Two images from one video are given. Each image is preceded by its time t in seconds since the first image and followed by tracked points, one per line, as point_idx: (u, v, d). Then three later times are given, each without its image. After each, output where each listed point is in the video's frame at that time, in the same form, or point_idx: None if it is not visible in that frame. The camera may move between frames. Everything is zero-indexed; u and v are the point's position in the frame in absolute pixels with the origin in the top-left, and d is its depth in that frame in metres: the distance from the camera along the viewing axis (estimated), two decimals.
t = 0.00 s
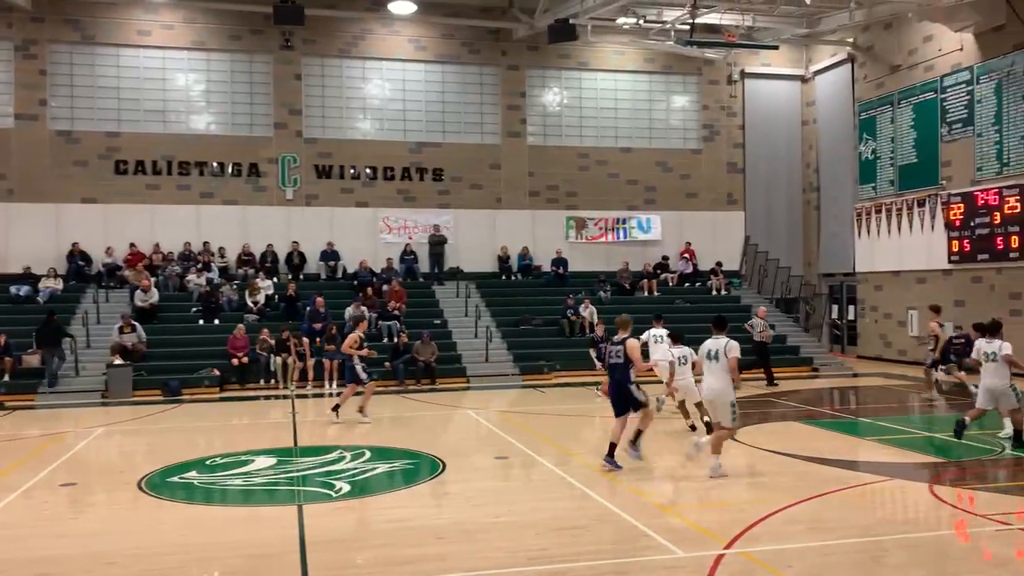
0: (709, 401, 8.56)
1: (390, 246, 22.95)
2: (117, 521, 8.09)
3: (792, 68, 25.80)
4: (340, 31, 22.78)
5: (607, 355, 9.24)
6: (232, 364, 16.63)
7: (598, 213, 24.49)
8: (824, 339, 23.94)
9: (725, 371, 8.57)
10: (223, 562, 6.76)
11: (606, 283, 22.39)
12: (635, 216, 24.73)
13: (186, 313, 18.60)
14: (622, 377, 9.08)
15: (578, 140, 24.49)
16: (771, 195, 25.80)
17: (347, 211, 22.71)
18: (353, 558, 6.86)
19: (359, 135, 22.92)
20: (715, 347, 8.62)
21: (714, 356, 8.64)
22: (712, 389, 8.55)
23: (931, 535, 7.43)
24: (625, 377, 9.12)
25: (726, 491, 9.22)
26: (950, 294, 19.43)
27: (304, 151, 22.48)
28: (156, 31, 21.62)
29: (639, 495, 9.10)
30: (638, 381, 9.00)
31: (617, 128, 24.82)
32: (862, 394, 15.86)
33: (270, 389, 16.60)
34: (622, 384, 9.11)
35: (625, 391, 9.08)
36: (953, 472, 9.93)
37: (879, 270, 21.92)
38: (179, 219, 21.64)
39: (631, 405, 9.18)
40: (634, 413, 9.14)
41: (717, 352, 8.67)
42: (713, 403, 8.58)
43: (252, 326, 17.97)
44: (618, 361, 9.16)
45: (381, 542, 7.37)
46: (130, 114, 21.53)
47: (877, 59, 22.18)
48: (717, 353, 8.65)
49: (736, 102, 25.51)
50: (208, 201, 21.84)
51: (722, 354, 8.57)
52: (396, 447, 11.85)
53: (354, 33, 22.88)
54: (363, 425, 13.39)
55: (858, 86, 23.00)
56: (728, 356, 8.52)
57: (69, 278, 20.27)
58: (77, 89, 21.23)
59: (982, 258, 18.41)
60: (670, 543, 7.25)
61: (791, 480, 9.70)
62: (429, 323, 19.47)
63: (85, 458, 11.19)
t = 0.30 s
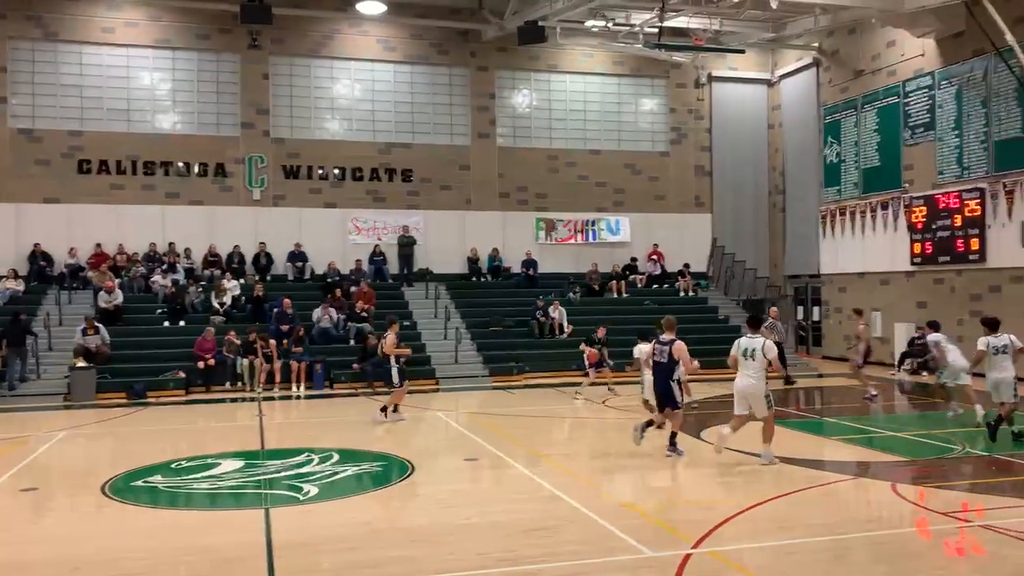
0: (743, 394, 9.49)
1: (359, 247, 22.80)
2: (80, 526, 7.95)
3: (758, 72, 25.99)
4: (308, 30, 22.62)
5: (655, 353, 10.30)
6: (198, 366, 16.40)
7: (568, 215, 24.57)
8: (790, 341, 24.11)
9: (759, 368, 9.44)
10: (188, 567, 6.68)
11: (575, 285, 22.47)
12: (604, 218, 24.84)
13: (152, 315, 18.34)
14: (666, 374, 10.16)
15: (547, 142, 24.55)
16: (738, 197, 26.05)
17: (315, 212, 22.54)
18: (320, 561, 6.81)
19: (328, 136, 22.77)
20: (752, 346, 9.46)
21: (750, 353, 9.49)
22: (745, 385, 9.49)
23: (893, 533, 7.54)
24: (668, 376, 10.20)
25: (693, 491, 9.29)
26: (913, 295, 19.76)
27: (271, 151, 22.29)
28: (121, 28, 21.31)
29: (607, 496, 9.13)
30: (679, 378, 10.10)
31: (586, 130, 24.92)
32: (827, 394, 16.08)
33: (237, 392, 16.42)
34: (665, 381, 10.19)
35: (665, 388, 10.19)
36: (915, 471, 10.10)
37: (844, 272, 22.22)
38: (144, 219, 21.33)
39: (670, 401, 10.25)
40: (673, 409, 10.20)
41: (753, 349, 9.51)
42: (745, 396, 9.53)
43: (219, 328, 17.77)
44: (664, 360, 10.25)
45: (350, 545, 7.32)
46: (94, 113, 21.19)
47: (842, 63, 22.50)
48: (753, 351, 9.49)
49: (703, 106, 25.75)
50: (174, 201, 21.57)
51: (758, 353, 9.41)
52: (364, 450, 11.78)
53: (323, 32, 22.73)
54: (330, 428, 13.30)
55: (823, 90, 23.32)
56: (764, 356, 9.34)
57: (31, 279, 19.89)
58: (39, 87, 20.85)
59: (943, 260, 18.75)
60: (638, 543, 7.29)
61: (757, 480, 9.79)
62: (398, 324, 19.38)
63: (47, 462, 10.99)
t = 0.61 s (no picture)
0: (769, 385, 10.06)
1: (327, 248, 22.64)
2: (42, 531, 7.80)
3: (726, 75, 26.26)
4: (275, 29, 22.44)
5: (684, 344, 10.60)
6: (163, 369, 16.14)
7: (537, 217, 24.61)
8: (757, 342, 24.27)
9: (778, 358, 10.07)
10: (152, 572, 6.58)
11: (545, 287, 22.51)
12: (573, 220, 24.92)
13: (116, 317, 18.07)
14: (697, 363, 10.54)
15: (517, 143, 24.56)
16: (706, 199, 26.28)
17: (283, 213, 22.34)
18: (288, 564, 6.75)
19: (295, 135, 22.59)
20: (770, 339, 9.97)
21: (770, 346, 10.03)
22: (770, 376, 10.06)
23: (857, 531, 7.65)
24: (697, 364, 10.57)
25: (662, 491, 9.34)
26: (877, 296, 20.06)
27: (238, 151, 22.08)
28: (84, 26, 20.98)
29: (576, 496, 9.16)
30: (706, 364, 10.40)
31: (556, 132, 24.98)
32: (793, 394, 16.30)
33: (203, 394, 16.22)
34: (694, 368, 10.55)
35: (697, 376, 10.52)
36: (878, 470, 10.25)
37: (809, 273, 22.48)
38: (108, 219, 21.01)
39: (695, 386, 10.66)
40: (699, 394, 10.59)
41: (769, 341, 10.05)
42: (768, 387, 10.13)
43: (185, 329, 17.54)
44: (692, 349, 10.61)
45: (319, 547, 7.26)
46: (56, 111, 20.82)
47: (808, 67, 22.78)
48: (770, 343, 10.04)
49: (672, 108, 25.93)
50: (139, 201, 21.28)
51: (778, 346, 10.01)
52: (332, 452, 11.70)
53: (291, 31, 22.55)
54: (297, 430, 13.19)
55: (789, 93, 23.59)
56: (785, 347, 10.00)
57: None
58: None
59: (906, 262, 19.07)
60: (607, 543, 7.32)
61: (725, 479, 9.88)
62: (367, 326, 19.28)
63: (7, 466, 10.77)
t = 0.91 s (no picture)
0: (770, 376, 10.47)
1: (299, 248, 22.47)
2: (7, 535, 7.66)
3: (697, 77, 26.45)
4: (246, 27, 22.25)
5: (704, 340, 12.21)
6: (131, 370, 15.92)
7: (511, 217, 24.61)
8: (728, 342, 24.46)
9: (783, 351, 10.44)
10: None
11: (519, 287, 22.51)
12: (547, 220, 24.96)
13: (83, 317, 17.80)
14: (714, 357, 11.90)
15: (491, 143, 24.56)
16: (678, 200, 26.45)
17: (254, 213, 22.15)
18: (260, 567, 6.68)
19: (266, 135, 22.42)
20: (774, 332, 10.43)
21: (774, 339, 10.47)
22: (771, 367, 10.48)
23: (828, 529, 7.72)
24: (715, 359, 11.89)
25: (635, 491, 9.37)
26: (846, 296, 20.30)
27: (208, 150, 21.86)
28: (51, 22, 20.63)
29: (549, 496, 9.16)
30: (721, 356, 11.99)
31: (529, 133, 25.00)
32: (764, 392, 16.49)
33: (172, 395, 16.03)
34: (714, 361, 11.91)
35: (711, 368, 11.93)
36: (847, 468, 10.36)
37: (778, 274, 22.64)
38: (76, 218, 20.69)
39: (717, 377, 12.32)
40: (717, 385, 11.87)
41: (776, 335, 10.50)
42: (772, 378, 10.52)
43: (154, 330, 17.32)
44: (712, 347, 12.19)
45: (290, 550, 7.20)
46: (22, 109, 20.45)
47: (778, 69, 23.01)
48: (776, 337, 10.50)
49: (644, 110, 26.07)
50: (107, 200, 20.99)
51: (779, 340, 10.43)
52: (303, 453, 11.61)
53: (262, 30, 22.38)
54: (269, 432, 13.08)
55: (759, 95, 23.81)
56: (789, 339, 10.35)
57: None
58: None
59: (874, 263, 19.32)
60: (580, 543, 7.33)
61: (698, 478, 9.94)
62: (340, 326, 19.16)
63: None
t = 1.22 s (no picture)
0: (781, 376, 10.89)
1: (272, 248, 22.30)
2: None
3: (671, 79, 26.60)
4: (219, 25, 22.04)
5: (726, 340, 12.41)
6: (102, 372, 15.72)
7: (486, 217, 24.60)
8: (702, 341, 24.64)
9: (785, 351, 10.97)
10: None
11: (494, 287, 22.50)
12: (522, 221, 24.98)
13: (52, 318, 17.55)
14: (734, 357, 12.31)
15: (466, 143, 24.53)
16: (652, 201, 26.57)
17: (227, 212, 21.95)
18: (232, 570, 6.62)
19: (239, 134, 22.23)
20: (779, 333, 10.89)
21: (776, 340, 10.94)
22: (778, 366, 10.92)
23: (800, 527, 7.79)
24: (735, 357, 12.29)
25: (610, 490, 9.40)
26: (818, 297, 20.52)
27: (180, 149, 21.65)
28: (18, 18, 20.27)
29: (524, 497, 9.17)
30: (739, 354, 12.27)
31: (504, 133, 25.01)
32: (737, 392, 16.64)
33: (143, 397, 15.85)
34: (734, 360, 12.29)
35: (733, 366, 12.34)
36: (819, 467, 10.47)
37: (751, 274, 22.85)
38: (44, 218, 20.37)
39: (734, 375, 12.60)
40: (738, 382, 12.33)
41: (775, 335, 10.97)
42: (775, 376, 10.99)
43: (125, 331, 17.12)
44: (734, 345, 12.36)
45: (262, 553, 7.14)
46: None
47: (751, 71, 23.19)
48: (777, 337, 10.97)
49: (619, 111, 26.18)
50: (77, 199, 20.70)
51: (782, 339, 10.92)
52: (277, 455, 11.52)
53: (235, 28, 22.19)
54: (241, 433, 12.97)
55: (733, 97, 23.99)
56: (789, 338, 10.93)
57: None
58: None
59: (845, 263, 19.54)
60: (555, 543, 7.33)
61: (672, 477, 9.99)
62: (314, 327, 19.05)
63: None
